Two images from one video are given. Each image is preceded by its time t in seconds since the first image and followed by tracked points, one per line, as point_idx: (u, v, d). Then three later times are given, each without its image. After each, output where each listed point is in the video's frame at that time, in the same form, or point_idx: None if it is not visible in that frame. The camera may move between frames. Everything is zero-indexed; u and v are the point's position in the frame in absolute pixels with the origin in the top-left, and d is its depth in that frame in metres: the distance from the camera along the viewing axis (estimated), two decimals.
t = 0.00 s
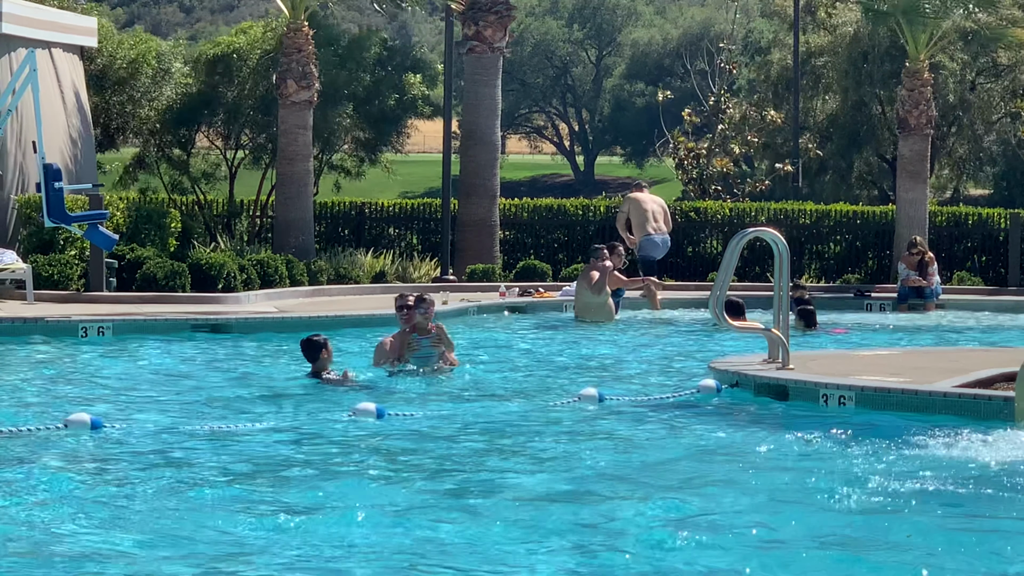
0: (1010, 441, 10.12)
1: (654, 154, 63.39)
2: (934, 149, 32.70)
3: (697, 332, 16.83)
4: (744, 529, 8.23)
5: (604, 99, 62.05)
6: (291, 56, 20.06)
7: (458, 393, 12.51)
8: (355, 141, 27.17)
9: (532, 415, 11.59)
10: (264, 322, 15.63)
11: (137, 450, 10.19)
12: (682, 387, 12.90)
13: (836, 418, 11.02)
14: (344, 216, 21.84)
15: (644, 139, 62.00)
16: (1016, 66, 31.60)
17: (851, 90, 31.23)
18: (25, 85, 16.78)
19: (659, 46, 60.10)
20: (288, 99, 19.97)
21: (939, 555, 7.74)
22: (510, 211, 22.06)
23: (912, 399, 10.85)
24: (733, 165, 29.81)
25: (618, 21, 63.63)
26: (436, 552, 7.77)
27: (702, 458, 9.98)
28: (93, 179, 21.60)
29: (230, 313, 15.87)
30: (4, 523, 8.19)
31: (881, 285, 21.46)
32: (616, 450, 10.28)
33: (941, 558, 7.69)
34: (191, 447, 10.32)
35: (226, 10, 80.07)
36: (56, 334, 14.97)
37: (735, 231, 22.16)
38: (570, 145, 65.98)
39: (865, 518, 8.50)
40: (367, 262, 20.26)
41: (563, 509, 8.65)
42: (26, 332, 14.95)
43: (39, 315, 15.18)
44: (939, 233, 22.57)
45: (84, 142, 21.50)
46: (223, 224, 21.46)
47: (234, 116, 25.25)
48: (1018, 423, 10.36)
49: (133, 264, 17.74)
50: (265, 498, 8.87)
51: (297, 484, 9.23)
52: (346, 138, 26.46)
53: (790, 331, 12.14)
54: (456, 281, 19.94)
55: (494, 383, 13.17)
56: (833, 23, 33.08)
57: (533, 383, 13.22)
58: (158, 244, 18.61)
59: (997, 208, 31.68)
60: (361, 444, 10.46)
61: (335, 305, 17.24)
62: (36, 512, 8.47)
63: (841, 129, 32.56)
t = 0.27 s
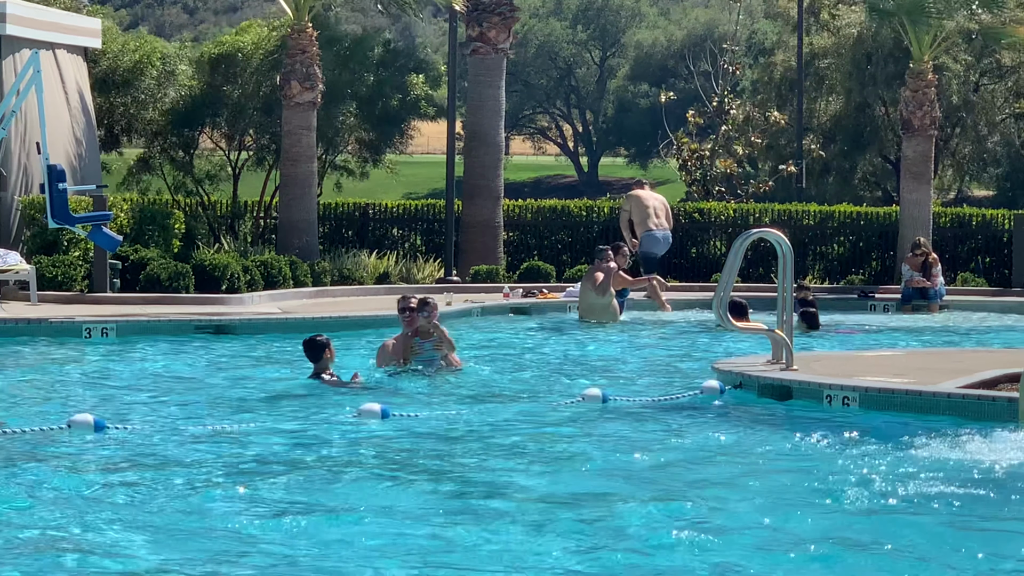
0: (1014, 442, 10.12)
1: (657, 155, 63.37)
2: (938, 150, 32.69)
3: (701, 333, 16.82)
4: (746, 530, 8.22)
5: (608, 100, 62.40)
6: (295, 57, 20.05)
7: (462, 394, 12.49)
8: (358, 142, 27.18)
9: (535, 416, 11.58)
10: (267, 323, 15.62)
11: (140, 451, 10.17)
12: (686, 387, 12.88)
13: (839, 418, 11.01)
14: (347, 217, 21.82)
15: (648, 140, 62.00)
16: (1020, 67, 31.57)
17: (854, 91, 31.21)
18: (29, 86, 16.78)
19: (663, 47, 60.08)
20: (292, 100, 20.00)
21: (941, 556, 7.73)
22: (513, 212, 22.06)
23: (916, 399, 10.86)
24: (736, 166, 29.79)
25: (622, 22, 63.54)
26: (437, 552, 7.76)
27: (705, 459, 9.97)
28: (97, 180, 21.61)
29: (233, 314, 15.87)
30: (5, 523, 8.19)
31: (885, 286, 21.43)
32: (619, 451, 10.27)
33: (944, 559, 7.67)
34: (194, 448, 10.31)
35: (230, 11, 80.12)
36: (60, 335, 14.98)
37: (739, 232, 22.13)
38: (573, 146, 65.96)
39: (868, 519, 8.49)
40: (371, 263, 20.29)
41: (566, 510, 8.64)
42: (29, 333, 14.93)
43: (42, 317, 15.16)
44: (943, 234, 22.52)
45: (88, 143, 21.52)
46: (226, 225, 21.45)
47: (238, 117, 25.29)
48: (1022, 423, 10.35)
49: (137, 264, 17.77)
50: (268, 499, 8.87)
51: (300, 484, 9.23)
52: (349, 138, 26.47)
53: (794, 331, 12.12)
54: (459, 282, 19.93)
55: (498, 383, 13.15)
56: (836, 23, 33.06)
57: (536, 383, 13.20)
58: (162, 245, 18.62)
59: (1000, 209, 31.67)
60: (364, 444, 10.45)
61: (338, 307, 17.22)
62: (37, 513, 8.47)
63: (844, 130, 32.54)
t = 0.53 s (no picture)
0: (1018, 443, 10.12)
1: (661, 156, 63.38)
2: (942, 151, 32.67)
3: (705, 333, 16.81)
4: (749, 531, 8.21)
5: (612, 101, 62.43)
6: (298, 58, 20.06)
7: (466, 395, 12.49)
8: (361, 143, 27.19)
9: (539, 417, 11.57)
10: (271, 324, 15.63)
11: (144, 452, 10.16)
12: (690, 388, 12.87)
13: (844, 419, 11.01)
14: (351, 218, 21.83)
15: (651, 141, 62.09)
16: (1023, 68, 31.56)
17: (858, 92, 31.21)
18: (33, 87, 16.75)
19: (667, 48, 60.20)
20: (296, 101, 20.01)
21: (945, 557, 7.72)
22: (517, 213, 22.05)
23: (920, 400, 10.85)
24: (740, 167, 29.82)
25: (626, 23, 63.58)
26: (439, 553, 7.76)
27: (709, 460, 9.97)
28: (101, 181, 21.62)
29: (237, 316, 15.87)
30: (7, 524, 8.19)
31: (889, 287, 21.42)
32: (623, 451, 10.26)
33: (949, 560, 7.66)
34: (197, 449, 10.31)
35: (234, 12, 80.13)
36: (63, 336, 14.99)
37: (742, 233, 22.13)
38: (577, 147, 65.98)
39: (871, 519, 8.48)
40: (375, 264, 20.29)
41: (569, 511, 8.63)
42: (34, 335, 14.94)
43: (46, 318, 15.17)
44: (947, 235, 22.48)
45: (91, 144, 21.54)
46: (230, 226, 21.44)
47: (242, 117, 25.31)
48: None
49: (141, 265, 17.77)
50: (270, 500, 8.86)
51: (302, 485, 9.23)
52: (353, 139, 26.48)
53: (798, 332, 12.12)
54: (463, 283, 19.94)
55: (502, 384, 13.15)
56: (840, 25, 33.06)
57: (541, 384, 13.19)
58: (166, 246, 18.62)
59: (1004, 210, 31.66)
60: (367, 445, 10.45)
61: (342, 308, 17.22)
62: (40, 513, 8.47)
63: (848, 132, 32.55)
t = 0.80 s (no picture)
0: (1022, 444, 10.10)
1: (665, 157, 63.38)
2: (946, 151, 32.66)
3: (709, 334, 16.79)
4: (753, 532, 8.18)
5: (616, 101, 62.43)
6: (302, 59, 20.05)
7: (470, 396, 12.48)
8: (365, 144, 27.20)
9: (543, 417, 11.56)
10: (275, 325, 15.63)
11: (147, 453, 10.15)
12: (694, 389, 12.85)
13: (848, 419, 10.99)
14: (355, 219, 21.82)
15: (655, 142, 62.06)
16: None
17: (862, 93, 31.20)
18: (38, 88, 16.74)
19: (670, 49, 60.27)
20: (299, 102, 20.01)
21: (951, 558, 7.70)
22: (521, 214, 22.05)
23: (924, 401, 10.84)
24: (744, 168, 29.83)
25: (629, 24, 63.63)
26: (443, 554, 7.73)
27: (713, 461, 9.94)
28: (105, 181, 21.63)
29: (242, 316, 15.85)
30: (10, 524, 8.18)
31: (893, 287, 21.40)
32: (627, 452, 10.24)
33: (953, 560, 7.64)
34: (200, 449, 10.30)
35: (238, 12, 80.18)
36: (68, 336, 14.99)
37: (746, 234, 22.11)
38: (580, 147, 65.98)
39: (875, 520, 8.46)
40: (379, 264, 20.28)
41: (573, 512, 8.60)
42: (38, 335, 14.94)
43: (50, 318, 15.17)
44: (951, 235, 22.46)
45: (95, 144, 21.55)
46: (234, 227, 21.44)
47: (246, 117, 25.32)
48: None
49: (145, 266, 17.77)
50: (273, 500, 8.85)
51: (305, 485, 9.21)
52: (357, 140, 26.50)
53: (802, 333, 12.10)
54: (467, 283, 19.94)
55: (506, 385, 13.13)
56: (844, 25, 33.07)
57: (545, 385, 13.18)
58: (170, 247, 18.61)
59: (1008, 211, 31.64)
60: (370, 446, 10.43)
61: (346, 309, 17.21)
62: (41, 514, 8.45)
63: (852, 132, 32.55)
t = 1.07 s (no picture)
0: None
1: (668, 158, 63.36)
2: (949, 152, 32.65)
3: (713, 335, 16.78)
4: (757, 533, 8.18)
5: (619, 102, 62.38)
6: (306, 60, 20.05)
7: (474, 397, 12.47)
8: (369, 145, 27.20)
9: (546, 418, 11.55)
10: (279, 325, 15.63)
11: (150, 454, 10.14)
12: (698, 390, 12.83)
13: (852, 420, 10.98)
14: (359, 220, 21.83)
15: (659, 142, 62.04)
16: None
17: (866, 94, 31.20)
18: (41, 89, 16.73)
19: (674, 49, 60.54)
20: (303, 102, 20.02)
21: (955, 558, 7.69)
22: (525, 215, 22.05)
23: (928, 402, 10.83)
24: (747, 168, 29.83)
25: (633, 25, 63.67)
26: (447, 555, 7.73)
27: (717, 461, 9.93)
28: (108, 181, 21.63)
29: (245, 317, 15.85)
30: (13, 525, 8.18)
31: (897, 288, 21.39)
32: (631, 453, 10.23)
33: (957, 561, 7.63)
34: (203, 450, 10.30)
35: (241, 13, 80.11)
36: (71, 337, 15.00)
37: (750, 234, 22.10)
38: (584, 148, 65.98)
39: (878, 521, 8.45)
40: (382, 265, 20.27)
41: (577, 512, 8.60)
42: (41, 336, 14.94)
43: (53, 319, 15.17)
44: (955, 236, 22.44)
45: (98, 144, 21.55)
46: (238, 228, 21.44)
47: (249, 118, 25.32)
48: None
49: (149, 267, 17.77)
50: (276, 501, 8.84)
51: (309, 486, 9.20)
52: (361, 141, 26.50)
53: (806, 333, 12.08)
54: (471, 284, 19.94)
55: (510, 386, 13.12)
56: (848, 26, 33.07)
57: (548, 386, 13.17)
58: (174, 248, 18.61)
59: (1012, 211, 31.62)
60: (374, 446, 10.43)
61: (350, 309, 17.21)
62: (45, 515, 8.45)
63: (855, 133, 32.55)
